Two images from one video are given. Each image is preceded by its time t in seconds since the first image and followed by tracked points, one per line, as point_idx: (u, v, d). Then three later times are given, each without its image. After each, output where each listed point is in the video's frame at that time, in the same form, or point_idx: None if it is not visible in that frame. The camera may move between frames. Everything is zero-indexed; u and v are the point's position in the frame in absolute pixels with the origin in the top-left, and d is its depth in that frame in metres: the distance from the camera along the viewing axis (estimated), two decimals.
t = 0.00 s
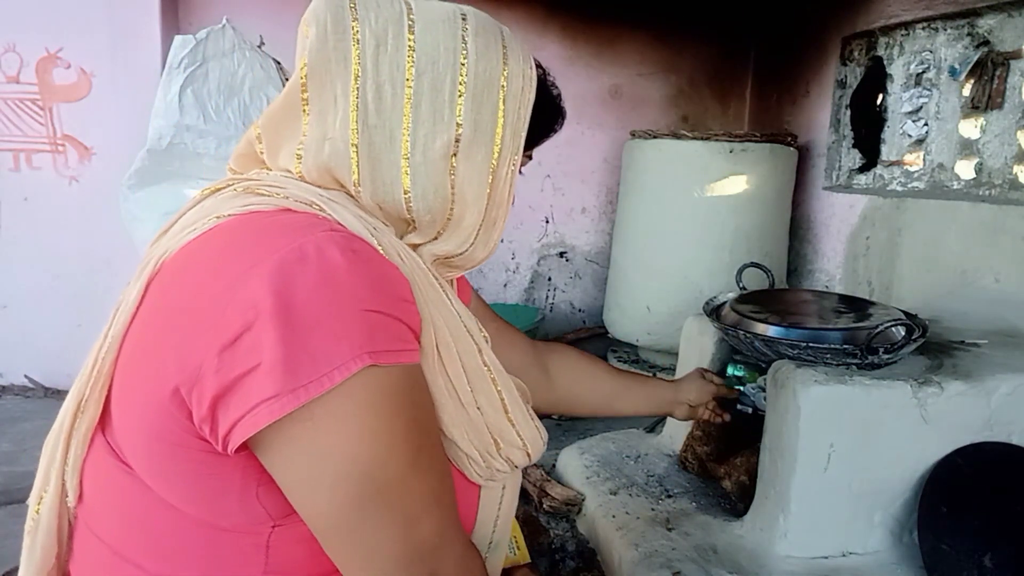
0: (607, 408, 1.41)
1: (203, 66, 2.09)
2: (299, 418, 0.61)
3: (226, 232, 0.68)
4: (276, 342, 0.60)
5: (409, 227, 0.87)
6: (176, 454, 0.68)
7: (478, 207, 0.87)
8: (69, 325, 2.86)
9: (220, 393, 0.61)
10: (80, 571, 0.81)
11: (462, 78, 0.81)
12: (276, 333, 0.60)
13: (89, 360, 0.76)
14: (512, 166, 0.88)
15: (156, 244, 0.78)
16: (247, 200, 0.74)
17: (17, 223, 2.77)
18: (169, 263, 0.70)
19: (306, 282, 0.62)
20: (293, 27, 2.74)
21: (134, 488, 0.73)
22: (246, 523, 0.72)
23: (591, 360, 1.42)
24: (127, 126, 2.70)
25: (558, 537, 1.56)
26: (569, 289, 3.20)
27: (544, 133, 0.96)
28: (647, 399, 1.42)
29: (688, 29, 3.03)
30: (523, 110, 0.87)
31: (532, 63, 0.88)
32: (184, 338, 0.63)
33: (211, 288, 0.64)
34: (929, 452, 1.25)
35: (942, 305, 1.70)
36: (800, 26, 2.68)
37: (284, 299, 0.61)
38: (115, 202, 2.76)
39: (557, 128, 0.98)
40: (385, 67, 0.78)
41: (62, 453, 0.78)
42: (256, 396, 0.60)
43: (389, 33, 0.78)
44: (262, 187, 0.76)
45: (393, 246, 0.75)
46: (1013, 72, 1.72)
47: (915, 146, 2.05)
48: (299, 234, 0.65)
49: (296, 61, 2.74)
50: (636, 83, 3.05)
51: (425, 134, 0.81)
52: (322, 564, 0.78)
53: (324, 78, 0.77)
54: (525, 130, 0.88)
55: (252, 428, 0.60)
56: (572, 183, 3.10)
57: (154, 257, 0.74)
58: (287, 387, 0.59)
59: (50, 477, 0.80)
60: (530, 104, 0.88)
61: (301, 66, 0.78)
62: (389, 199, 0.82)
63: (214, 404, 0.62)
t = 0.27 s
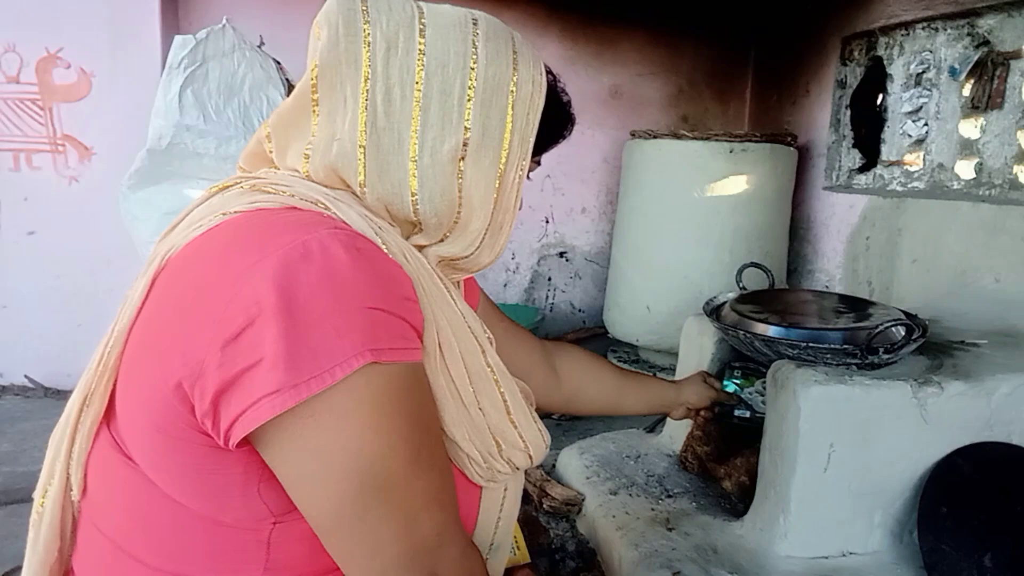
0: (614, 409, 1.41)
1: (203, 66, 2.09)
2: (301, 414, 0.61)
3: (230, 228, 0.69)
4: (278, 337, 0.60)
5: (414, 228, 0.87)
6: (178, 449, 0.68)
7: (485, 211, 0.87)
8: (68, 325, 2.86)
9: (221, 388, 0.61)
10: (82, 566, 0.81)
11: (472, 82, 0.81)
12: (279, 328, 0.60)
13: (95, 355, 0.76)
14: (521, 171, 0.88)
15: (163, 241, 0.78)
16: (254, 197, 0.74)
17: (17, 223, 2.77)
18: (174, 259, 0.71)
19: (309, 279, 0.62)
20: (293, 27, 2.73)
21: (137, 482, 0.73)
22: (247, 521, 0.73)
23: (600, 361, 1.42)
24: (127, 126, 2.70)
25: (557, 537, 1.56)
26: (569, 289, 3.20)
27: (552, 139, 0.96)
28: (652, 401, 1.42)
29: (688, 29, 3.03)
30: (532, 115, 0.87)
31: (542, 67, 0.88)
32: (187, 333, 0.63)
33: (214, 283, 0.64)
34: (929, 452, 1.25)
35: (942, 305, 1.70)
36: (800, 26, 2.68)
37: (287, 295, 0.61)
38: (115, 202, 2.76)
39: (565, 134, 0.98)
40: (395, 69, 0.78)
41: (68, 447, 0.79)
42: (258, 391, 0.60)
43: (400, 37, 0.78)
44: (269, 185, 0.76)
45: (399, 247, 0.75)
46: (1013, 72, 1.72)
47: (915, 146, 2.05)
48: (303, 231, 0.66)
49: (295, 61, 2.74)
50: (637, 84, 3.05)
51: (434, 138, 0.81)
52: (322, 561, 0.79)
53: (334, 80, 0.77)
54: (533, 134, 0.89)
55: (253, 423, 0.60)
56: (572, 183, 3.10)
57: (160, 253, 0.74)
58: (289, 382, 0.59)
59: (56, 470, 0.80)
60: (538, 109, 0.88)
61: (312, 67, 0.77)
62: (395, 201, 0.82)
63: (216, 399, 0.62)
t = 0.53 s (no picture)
0: (603, 420, 1.40)
1: (203, 66, 2.09)
2: (310, 410, 0.60)
3: (238, 226, 0.69)
4: (288, 333, 0.60)
5: (418, 228, 0.87)
6: (184, 445, 0.68)
7: (489, 213, 0.87)
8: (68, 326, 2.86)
9: (231, 384, 0.61)
10: (84, 566, 0.81)
11: (476, 85, 0.81)
12: (289, 324, 0.60)
13: (100, 353, 0.76)
14: (523, 174, 0.89)
15: (167, 240, 0.78)
16: (260, 195, 0.74)
17: (17, 223, 2.77)
18: (180, 256, 0.71)
19: (319, 275, 0.62)
20: (293, 27, 2.74)
21: (141, 481, 0.73)
22: (252, 519, 0.73)
23: (585, 372, 1.40)
24: (127, 126, 2.70)
25: (557, 537, 1.56)
26: (569, 289, 3.20)
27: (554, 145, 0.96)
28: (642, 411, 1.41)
29: (688, 29, 3.03)
30: (535, 120, 0.88)
31: (546, 73, 0.88)
32: (196, 329, 0.63)
33: (224, 279, 0.64)
34: (929, 452, 1.25)
35: (942, 304, 1.70)
36: (800, 26, 2.68)
37: (297, 291, 0.61)
38: (115, 202, 2.76)
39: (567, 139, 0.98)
40: (401, 71, 0.78)
41: (70, 445, 0.78)
42: (268, 386, 0.60)
43: (407, 39, 0.78)
44: (274, 183, 0.76)
45: (404, 245, 0.75)
46: (1012, 72, 1.72)
47: (915, 146, 2.05)
48: (312, 228, 0.66)
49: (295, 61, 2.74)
50: (637, 84, 3.05)
51: (438, 139, 0.81)
52: (327, 560, 0.79)
53: (340, 80, 0.77)
54: (536, 138, 0.89)
55: (264, 419, 0.60)
56: (572, 183, 3.10)
57: (166, 252, 0.74)
58: (299, 377, 0.59)
59: (57, 469, 0.80)
60: (542, 113, 0.88)
61: (318, 67, 0.77)
62: (400, 202, 0.82)
63: (226, 395, 0.62)
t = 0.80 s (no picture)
0: (614, 419, 1.39)
1: (203, 66, 2.10)
2: (307, 406, 0.61)
3: (236, 224, 0.69)
4: (285, 329, 0.60)
5: (416, 227, 0.87)
6: (183, 442, 0.68)
7: (488, 212, 0.87)
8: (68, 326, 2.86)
9: (228, 381, 0.61)
10: (84, 563, 0.81)
11: (473, 84, 0.81)
12: (286, 321, 0.60)
13: (100, 351, 0.76)
14: (522, 173, 0.89)
15: (168, 238, 0.78)
16: (259, 193, 0.74)
17: (17, 222, 2.77)
18: (180, 254, 0.71)
19: (316, 273, 0.62)
20: (294, 28, 2.73)
21: (140, 478, 0.73)
22: (250, 516, 0.73)
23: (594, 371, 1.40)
24: (127, 127, 2.70)
25: (557, 537, 1.56)
26: (569, 289, 3.20)
27: (552, 143, 0.96)
28: (654, 409, 1.41)
29: (688, 29, 3.03)
30: (534, 117, 0.87)
31: (543, 70, 0.88)
32: (194, 326, 0.64)
33: (222, 276, 0.64)
34: (929, 452, 1.25)
35: (942, 305, 1.70)
36: (800, 26, 2.68)
37: (294, 288, 0.61)
38: (115, 202, 2.76)
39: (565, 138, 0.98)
40: (398, 70, 0.78)
41: (70, 443, 0.79)
42: (265, 382, 0.60)
43: (404, 39, 0.79)
44: (273, 181, 0.76)
45: (402, 243, 0.75)
46: (1013, 72, 1.72)
47: (915, 146, 2.05)
48: (310, 226, 0.66)
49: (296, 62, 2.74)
50: (636, 83, 3.05)
51: (436, 139, 0.81)
52: (325, 558, 0.79)
53: (339, 80, 0.77)
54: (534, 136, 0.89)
55: (261, 415, 0.60)
56: (572, 183, 3.10)
57: (166, 250, 0.75)
58: (296, 374, 0.59)
59: (57, 467, 0.80)
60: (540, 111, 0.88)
61: (316, 67, 0.78)
62: (398, 201, 0.82)
63: (223, 392, 0.62)
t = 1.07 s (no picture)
0: (628, 415, 1.39)
1: (203, 66, 2.10)
2: (306, 401, 0.61)
3: (240, 220, 0.69)
4: (286, 324, 0.60)
5: (420, 228, 0.86)
6: (184, 436, 0.68)
7: (493, 214, 0.87)
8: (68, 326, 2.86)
9: (229, 375, 0.61)
10: (87, 558, 0.81)
11: (479, 88, 0.81)
12: (287, 315, 0.60)
13: (104, 346, 0.76)
14: (527, 177, 0.89)
15: (173, 234, 0.78)
16: (263, 190, 0.74)
17: (17, 222, 2.77)
18: (184, 250, 0.71)
19: (318, 268, 0.62)
20: (293, 27, 2.73)
21: (142, 472, 0.73)
22: (251, 511, 0.73)
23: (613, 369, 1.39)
24: (127, 127, 2.70)
25: (557, 538, 1.56)
26: (569, 289, 3.20)
27: (557, 147, 0.97)
28: (668, 407, 1.41)
29: (688, 29, 3.03)
30: (539, 122, 0.88)
31: (549, 74, 0.88)
32: (196, 321, 0.64)
33: (224, 271, 0.64)
34: (929, 452, 1.25)
35: (942, 305, 1.70)
36: (800, 27, 2.68)
37: (296, 283, 0.61)
38: (115, 202, 2.76)
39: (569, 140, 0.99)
40: (405, 73, 0.78)
41: (74, 437, 0.79)
42: (265, 376, 0.60)
43: (411, 42, 0.78)
44: (278, 179, 0.76)
45: (405, 241, 0.75)
46: (1012, 72, 1.72)
47: (914, 146, 2.05)
48: (312, 222, 0.66)
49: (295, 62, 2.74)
50: (636, 84, 3.05)
51: (442, 142, 0.81)
52: (326, 554, 0.79)
53: (345, 82, 0.77)
54: (539, 140, 0.89)
55: (261, 409, 0.60)
56: (573, 183, 3.10)
57: (170, 247, 0.75)
58: (296, 368, 0.59)
59: (61, 462, 0.80)
60: (545, 116, 0.88)
61: (323, 69, 0.77)
62: (403, 202, 0.82)
63: (224, 386, 0.62)
